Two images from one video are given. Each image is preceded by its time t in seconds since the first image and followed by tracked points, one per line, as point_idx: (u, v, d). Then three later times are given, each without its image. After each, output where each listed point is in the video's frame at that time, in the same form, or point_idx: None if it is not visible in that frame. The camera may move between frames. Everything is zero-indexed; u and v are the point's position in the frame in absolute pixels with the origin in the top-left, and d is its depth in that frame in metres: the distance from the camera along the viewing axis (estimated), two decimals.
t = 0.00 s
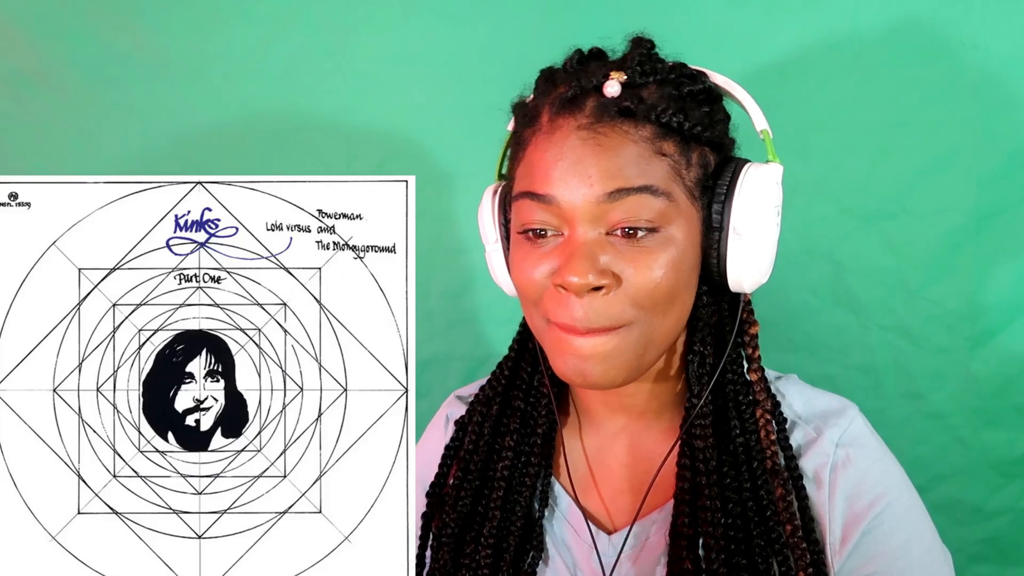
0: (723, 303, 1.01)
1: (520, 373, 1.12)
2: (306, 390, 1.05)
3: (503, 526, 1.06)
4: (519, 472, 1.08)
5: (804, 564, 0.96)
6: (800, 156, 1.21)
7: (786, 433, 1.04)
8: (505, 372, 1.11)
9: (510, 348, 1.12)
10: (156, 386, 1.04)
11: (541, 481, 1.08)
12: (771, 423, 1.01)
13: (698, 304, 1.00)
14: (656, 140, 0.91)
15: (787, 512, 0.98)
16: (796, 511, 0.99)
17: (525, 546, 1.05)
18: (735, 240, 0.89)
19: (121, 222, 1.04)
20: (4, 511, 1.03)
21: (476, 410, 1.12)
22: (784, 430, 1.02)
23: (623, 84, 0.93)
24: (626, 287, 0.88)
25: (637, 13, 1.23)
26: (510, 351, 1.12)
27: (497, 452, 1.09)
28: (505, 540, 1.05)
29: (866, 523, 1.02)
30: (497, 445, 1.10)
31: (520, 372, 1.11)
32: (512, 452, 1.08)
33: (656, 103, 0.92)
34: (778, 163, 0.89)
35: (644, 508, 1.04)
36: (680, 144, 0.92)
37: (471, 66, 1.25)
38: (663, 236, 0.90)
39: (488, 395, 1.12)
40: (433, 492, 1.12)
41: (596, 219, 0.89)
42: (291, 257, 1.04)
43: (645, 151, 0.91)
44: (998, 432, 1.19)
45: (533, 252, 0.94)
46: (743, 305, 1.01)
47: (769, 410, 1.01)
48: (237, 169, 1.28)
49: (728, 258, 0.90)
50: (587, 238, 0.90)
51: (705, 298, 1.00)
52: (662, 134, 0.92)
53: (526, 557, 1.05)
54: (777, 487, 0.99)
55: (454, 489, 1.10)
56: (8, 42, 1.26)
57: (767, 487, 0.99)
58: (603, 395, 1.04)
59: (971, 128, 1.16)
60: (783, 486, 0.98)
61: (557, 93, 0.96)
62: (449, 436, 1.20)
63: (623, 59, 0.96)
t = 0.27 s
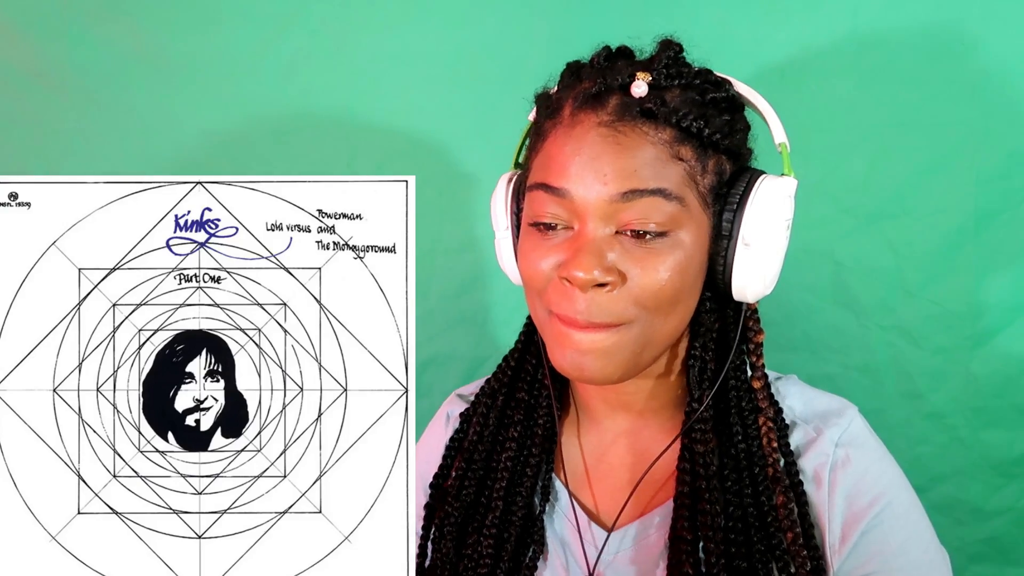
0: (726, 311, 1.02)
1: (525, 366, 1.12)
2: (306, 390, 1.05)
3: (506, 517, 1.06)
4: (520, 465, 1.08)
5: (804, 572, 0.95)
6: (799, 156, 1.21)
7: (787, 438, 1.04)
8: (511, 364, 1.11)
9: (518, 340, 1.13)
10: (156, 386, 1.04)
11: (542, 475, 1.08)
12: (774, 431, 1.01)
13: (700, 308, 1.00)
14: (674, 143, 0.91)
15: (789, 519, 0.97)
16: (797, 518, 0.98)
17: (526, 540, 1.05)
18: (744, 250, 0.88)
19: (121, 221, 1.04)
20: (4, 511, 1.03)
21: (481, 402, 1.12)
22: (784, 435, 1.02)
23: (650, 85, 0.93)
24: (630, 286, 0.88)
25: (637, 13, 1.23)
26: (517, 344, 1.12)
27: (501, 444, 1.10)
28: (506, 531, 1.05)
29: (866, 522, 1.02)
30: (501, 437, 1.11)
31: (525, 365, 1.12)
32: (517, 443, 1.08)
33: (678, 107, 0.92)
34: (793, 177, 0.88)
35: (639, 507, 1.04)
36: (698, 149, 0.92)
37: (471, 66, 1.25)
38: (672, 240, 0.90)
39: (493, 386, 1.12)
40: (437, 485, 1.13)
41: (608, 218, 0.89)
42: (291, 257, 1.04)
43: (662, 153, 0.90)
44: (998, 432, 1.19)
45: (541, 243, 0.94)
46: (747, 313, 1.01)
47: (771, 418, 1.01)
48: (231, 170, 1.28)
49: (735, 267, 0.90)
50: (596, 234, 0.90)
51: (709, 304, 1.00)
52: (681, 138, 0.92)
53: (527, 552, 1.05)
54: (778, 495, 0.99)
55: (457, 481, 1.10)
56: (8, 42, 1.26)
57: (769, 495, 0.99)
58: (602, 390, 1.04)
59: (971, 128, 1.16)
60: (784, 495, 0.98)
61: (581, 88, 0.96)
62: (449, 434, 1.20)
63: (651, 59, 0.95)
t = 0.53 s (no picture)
0: (718, 314, 1.01)
1: (516, 369, 1.12)
2: (306, 390, 1.05)
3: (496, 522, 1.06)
4: (511, 469, 1.08)
5: None
6: (800, 156, 1.21)
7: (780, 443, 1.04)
8: (502, 367, 1.11)
9: (509, 343, 1.12)
10: (156, 386, 1.04)
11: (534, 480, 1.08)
12: (767, 437, 1.01)
13: (688, 312, 0.99)
14: (659, 144, 0.91)
15: (781, 528, 0.98)
16: (790, 527, 0.99)
17: (517, 548, 1.05)
18: (733, 253, 0.88)
19: (121, 221, 1.04)
20: (4, 511, 1.03)
21: (473, 405, 1.12)
22: (779, 442, 1.02)
23: (633, 84, 0.93)
24: (612, 290, 0.88)
25: (637, 12, 1.23)
26: (508, 346, 1.11)
27: (491, 448, 1.10)
28: (497, 535, 1.05)
29: (860, 525, 1.01)
30: (491, 441, 1.11)
31: (516, 369, 1.11)
32: (507, 447, 1.08)
33: (663, 107, 0.92)
34: (784, 178, 0.88)
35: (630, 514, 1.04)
36: (683, 151, 0.92)
37: (471, 66, 1.25)
38: (655, 244, 0.90)
39: (484, 389, 1.12)
40: (427, 489, 1.13)
41: (590, 221, 0.89)
42: (291, 257, 1.04)
43: (645, 156, 0.90)
44: (998, 432, 1.19)
45: (524, 246, 0.94)
46: (738, 314, 1.01)
47: (764, 424, 1.01)
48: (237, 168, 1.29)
49: (722, 270, 0.90)
50: (578, 237, 0.90)
51: (697, 308, 0.99)
52: (666, 139, 0.92)
53: (518, 558, 1.05)
54: (771, 503, 1.00)
55: (447, 486, 1.10)
56: (8, 42, 1.26)
57: (761, 501, 1.00)
58: (592, 395, 1.05)
59: (971, 128, 1.16)
60: (777, 503, 0.99)
61: (565, 88, 0.96)
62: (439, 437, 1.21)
63: (637, 58, 0.95)
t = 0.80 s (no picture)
0: (728, 312, 1.02)
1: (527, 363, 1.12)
2: (306, 390, 1.05)
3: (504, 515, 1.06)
4: (520, 463, 1.08)
5: None
6: (800, 156, 1.21)
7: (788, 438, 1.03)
8: (511, 363, 1.11)
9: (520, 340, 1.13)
10: (156, 386, 1.04)
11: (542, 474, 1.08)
12: (775, 434, 1.01)
13: (694, 309, 0.99)
14: (657, 143, 0.91)
15: (789, 525, 0.97)
16: (798, 523, 0.98)
17: (525, 539, 1.05)
18: (734, 250, 0.89)
19: (121, 222, 1.04)
20: (4, 511, 1.03)
21: (483, 399, 1.12)
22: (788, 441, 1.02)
23: (630, 85, 0.93)
24: (613, 287, 0.88)
25: (637, 13, 1.23)
26: (520, 342, 1.12)
27: (501, 441, 1.11)
28: (506, 529, 1.05)
29: (866, 522, 1.02)
30: (501, 434, 1.11)
31: (527, 364, 1.11)
32: (516, 441, 1.08)
33: (661, 107, 0.92)
34: (788, 176, 0.90)
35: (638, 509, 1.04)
36: (682, 149, 0.92)
37: (471, 66, 1.25)
38: (656, 240, 0.89)
39: (494, 384, 1.12)
40: (438, 482, 1.13)
41: (590, 218, 0.89)
42: (291, 257, 1.04)
43: (644, 154, 0.90)
44: (998, 431, 1.19)
45: (527, 244, 0.94)
46: (748, 313, 1.01)
47: (773, 421, 1.01)
48: (236, 170, 1.29)
49: (727, 267, 0.90)
50: (579, 236, 0.90)
51: (702, 304, 0.99)
52: (664, 138, 0.91)
53: (526, 550, 1.05)
54: (778, 499, 0.99)
55: (457, 479, 1.10)
56: (8, 42, 1.26)
57: (769, 498, 0.99)
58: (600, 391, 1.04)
59: (970, 129, 1.16)
60: (784, 500, 0.98)
61: (566, 89, 0.96)
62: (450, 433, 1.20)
63: (636, 60, 0.96)
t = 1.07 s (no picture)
0: (734, 313, 1.02)
1: (532, 359, 1.12)
2: (306, 390, 1.05)
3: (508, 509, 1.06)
4: (525, 458, 1.09)
5: None
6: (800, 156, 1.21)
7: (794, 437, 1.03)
8: (518, 358, 1.11)
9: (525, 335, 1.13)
10: (156, 386, 1.04)
11: (546, 471, 1.08)
12: (782, 434, 1.01)
13: (702, 308, 1.01)
14: (671, 141, 0.91)
15: (794, 525, 0.97)
16: (803, 524, 0.98)
17: (529, 533, 1.05)
18: (744, 249, 0.88)
19: (121, 222, 1.04)
20: (4, 511, 1.03)
21: (487, 394, 1.12)
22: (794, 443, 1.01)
23: (646, 83, 0.93)
24: (623, 282, 0.89)
25: (637, 13, 1.23)
26: (525, 339, 1.12)
27: (505, 435, 1.10)
28: (510, 523, 1.05)
29: (871, 523, 1.01)
30: (506, 429, 1.11)
31: (532, 360, 1.12)
32: (521, 435, 1.09)
33: (675, 105, 0.91)
34: (800, 176, 0.89)
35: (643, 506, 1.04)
36: (695, 148, 0.92)
37: (471, 66, 1.25)
38: (666, 237, 0.90)
39: (499, 378, 1.11)
40: (442, 475, 1.12)
41: (602, 214, 0.89)
42: (291, 257, 1.04)
43: (657, 152, 0.90)
44: (998, 431, 1.19)
45: (538, 239, 0.95)
46: (756, 313, 1.01)
47: (780, 421, 1.01)
48: (236, 171, 1.29)
49: (736, 267, 0.90)
50: (591, 231, 0.90)
51: (710, 303, 1.00)
52: (678, 136, 0.91)
53: (530, 544, 1.05)
54: (784, 499, 0.99)
55: (460, 472, 1.10)
56: (8, 42, 1.26)
57: (774, 497, 0.99)
58: (606, 387, 1.04)
59: (970, 129, 1.16)
60: (790, 500, 0.98)
61: (581, 86, 0.97)
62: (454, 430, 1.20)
63: (652, 58, 0.96)
